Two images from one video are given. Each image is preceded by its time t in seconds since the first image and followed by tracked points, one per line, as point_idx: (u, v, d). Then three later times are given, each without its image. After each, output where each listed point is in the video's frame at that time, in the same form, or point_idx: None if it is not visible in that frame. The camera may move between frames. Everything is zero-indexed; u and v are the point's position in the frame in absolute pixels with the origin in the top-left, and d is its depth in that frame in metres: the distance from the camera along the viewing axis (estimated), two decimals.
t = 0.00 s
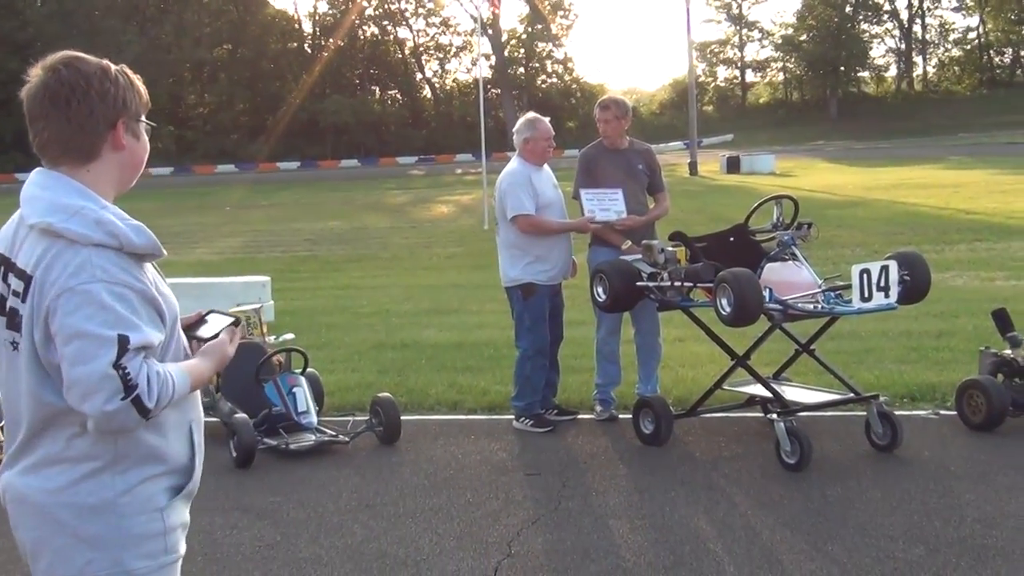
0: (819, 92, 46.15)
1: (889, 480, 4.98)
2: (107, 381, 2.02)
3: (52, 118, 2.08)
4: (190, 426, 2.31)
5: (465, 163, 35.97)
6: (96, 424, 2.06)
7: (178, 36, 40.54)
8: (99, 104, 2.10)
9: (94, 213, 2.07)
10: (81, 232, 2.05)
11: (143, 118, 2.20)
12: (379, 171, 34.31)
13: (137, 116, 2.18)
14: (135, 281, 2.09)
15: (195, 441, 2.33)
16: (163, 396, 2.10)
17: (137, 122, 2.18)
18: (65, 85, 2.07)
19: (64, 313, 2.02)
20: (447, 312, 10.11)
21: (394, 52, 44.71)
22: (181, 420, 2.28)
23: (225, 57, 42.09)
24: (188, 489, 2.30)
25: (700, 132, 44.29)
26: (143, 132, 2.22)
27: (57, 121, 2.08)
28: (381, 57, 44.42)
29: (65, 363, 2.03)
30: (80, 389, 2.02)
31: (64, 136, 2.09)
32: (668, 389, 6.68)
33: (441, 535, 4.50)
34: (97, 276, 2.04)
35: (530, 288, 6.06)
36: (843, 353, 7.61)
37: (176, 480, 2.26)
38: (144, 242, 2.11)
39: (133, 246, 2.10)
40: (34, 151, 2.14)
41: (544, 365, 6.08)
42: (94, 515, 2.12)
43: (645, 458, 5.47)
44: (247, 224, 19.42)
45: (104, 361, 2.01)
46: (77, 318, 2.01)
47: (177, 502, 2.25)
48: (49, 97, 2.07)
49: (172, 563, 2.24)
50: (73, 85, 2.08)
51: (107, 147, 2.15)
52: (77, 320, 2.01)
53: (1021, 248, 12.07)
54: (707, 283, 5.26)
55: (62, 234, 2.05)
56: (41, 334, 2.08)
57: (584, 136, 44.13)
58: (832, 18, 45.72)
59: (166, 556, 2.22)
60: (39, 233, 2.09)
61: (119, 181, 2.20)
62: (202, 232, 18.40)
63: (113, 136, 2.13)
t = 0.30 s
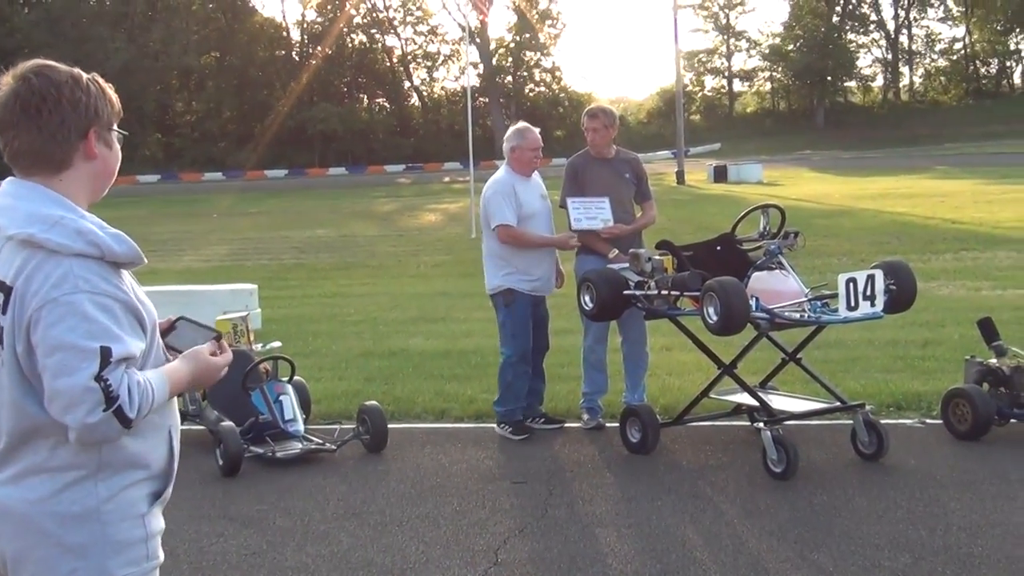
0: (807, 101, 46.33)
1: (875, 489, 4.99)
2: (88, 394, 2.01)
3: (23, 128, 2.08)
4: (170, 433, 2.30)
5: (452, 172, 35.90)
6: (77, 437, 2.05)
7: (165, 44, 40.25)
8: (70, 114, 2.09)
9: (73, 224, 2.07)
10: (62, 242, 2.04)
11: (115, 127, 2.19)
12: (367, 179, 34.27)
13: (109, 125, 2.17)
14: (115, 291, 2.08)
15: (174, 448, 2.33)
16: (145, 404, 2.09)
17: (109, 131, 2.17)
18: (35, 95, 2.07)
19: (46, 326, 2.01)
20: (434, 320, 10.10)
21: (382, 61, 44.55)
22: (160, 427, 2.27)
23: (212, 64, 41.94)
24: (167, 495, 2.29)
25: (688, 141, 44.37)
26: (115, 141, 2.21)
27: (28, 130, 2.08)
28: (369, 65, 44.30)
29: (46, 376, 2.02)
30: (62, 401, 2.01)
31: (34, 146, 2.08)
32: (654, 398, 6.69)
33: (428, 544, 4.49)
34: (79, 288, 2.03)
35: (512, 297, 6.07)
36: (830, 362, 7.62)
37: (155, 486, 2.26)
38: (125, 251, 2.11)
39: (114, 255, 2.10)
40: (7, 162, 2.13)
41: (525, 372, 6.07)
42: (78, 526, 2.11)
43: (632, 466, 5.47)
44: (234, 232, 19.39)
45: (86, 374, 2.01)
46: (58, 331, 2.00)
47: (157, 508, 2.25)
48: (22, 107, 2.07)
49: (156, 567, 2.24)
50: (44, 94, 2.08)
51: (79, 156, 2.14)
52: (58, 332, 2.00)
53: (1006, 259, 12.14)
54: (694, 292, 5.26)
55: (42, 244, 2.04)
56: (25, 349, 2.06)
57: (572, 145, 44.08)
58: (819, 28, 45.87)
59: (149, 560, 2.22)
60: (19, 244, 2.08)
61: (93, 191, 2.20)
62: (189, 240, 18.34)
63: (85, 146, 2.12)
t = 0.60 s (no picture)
0: (800, 108, 46.49)
1: (868, 495, 5.00)
2: (66, 397, 2.00)
3: (8, 134, 2.07)
4: (157, 439, 2.30)
5: (446, 177, 36.00)
6: (57, 441, 2.04)
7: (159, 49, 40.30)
8: (57, 121, 2.10)
9: (60, 229, 2.06)
10: (47, 247, 2.04)
11: (102, 136, 2.20)
12: (361, 185, 34.28)
13: (95, 134, 2.17)
14: (99, 296, 2.08)
15: (161, 453, 2.32)
16: (124, 409, 2.08)
17: (96, 140, 2.18)
18: (22, 102, 2.07)
19: (28, 329, 2.00)
20: (429, 326, 10.09)
21: (377, 66, 44.61)
22: (148, 433, 2.27)
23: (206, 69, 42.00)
24: (156, 501, 2.28)
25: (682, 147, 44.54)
26: (102, 151, 2.22)
27: (13, 136, 2.07)
28: (364, 71, 44.35)
29: (26, 380, 2.02)
30: (40, 405, 2.01)
31: (19, 153, 2.08)
32: (648, 404, 6.69)
33: (422, 550, 4.48)
34: (63, 292, 2.03)
35: (496, 308, 6.03)
36: (824, 368, 7.64)
37: (145, 491, 2.25)
38: (112, 257, 2.12)
39: (101, 260, 2.10)
40: None
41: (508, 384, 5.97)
42: (70, 530, 2.11)
43: (625, 472, 5.47)
44: (227, 237, 19.37)
45: (63, 378, 2.00)
46: (39, 335, 2.00)
47: (147, 514, 2.24)
48: (9, 114, 2.07)
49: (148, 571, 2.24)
50: (32, 101, 2.08)
51: (64, 165, 2.14)
52: (40, 336, 2.00)
53: (999, 265, 12.20)
54: (688, 299, 5.26)
55: (28, 250, 2.04)
56: (10, 354, 2.06)
57: (567, 151, 44.19)
58: (813, 35, 46.11)
59: (140, 563, 2.22)
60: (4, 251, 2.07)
61: (78, 199, 2.19)
62: (182, 245, 18.32)
63: (71, 154, 2.13)
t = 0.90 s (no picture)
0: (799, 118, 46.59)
1: (866, 505, 5.00)
2: (64, 402, 2.00)
3: (5, 141, 2.08)
4: (151, 446, 2.32)
5: (445, 185, 36.02)
6: (53, 445, 2.03)
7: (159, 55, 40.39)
8: (53, 129, 2.10)
9: (59, 235, 2.07)
10: (47, 252, 2.04)
11: (98, 143, 2.21)
12: (360, 192, 34.34)
13: (90, 142, 2.18)
14: (96, 303, 2.08)
15: (155, 458, 2.34)
16: (120, 414, 2.08)
17: (91, 147, 2.19)
18: (17, 109, 2.08)
19: (25, 334, 2.00)
20: (428, 333, 10.08)
21: (376, 74, 44.55)
22: (143, 438, 2.29)
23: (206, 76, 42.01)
24: (149, 507, 2.30)
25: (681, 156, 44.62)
26: (97, 158, 2.22)
27: (9, 143, 2.08)
28: (363, 79, 44.27)
29: (22, 385, 2.01)
30: (37, 409, 2.01)
31: (14, 160, 2.09)
32: (646, 413, 6.68)
33: (419, 557, 4.47)
34: (60, 299, 2.03)
35: (481, 320, 5.97)
36: (823, 377, 7.64)
37: (142, 496, 2.27)
38: (110, 264, 2.12)
39: (99, 267, 2.10)
40: None
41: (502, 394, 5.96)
42: (70, 535, 2.10)
43: (624, 481, 5.47)
44: (226, 244, 19.39)
45: (61, 383, 2.00)
46: (36, 340, 1.99)
47: (141, 520, 2.26)
48: (6, 121, 2.07)
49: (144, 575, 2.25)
50: (28, 108, 2.09)
51: (60, 172, 2.14)
52: (37, 341, 1.99)
53: (998, 275, 12.22)
54: (687, 307, 5.26)
55: (27, 255, 2.04)
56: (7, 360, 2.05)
57: (565, 159, 44.33)
58: (811, 45, 46.13)
59: (138, 567, 2.23)
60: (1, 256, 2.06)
61: (74, 206, 2.20)
62: (180, 251, 18.33)
63: (66, 162, 2.13)
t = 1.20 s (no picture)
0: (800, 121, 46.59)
1: (867, 508, 4.99)
2: (75, 401, 2.00)
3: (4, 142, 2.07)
4: (150, 448, 2.32)
5: (447, 187, 36.02)
6: (61, 444, 2.03)
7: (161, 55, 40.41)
8: (52, 128, 2.10)
9: (64, 234, 2.07)
10: (54, 251, 2.04)
11: (95, 142, 2.21)
12: (362, 193, 34.35)
13: (88, 141, 2.19)
14: (103, 302, 2.08)
15: (154, 459, 2.34)
16: (127, 412, 2.10)
17: (89, 146, 2.19)
18: (16, 109, 2.07)
19: (34, 333, 2.00)
20: (429, 335, 10.09)
21: (378, 75, 44.40)
22: (142, 440, 2.29)
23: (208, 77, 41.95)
24: (145, 507, 2.30)
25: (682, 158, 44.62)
26: (95, 158, 2.23)
27: (9, 145, 2.08)
28: (365, 81, 44.14)
29: (31, 383, 2.01)
30: (47, 408, 2.00)
31: (14, 161, 2.09)
32: (647, 415, 6.67)
33: (420, 559, 4.47)
34: (68, 298, 2.03)
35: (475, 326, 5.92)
36: (824, 381, 7.63)
37: (139, 497, 2.27)
38: (114, 263, 2.13)
39: (104, 266, 2.11)
40: None
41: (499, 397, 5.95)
42: (71, 534, 2.10)
43: (625, 484, 5.47)
44: (227, 244, 19.40)
45: (73, 380, 2.01)
46: (46, 339, 1.99)
47: (139, 520, 2.26)
48: (4, 123, 2.07)
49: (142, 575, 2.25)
50: (27, 109, 2.08)
51: (59, 172, 2.14)
52: (46, 339, 1.99)
53: (999, 279, 12.21)
54: (689, 309, 5.25)
55: (33, 254, 2.04)
56: (12, 358, 2.04)
57: (566, 161, 44.41)
58: (813, 48, 46.01)
59: (136, 569, 2.23)
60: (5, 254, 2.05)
61: (74, 206, 2.20)
62: (181, 252, 18.33)
63: (65, 161, 2.13)
